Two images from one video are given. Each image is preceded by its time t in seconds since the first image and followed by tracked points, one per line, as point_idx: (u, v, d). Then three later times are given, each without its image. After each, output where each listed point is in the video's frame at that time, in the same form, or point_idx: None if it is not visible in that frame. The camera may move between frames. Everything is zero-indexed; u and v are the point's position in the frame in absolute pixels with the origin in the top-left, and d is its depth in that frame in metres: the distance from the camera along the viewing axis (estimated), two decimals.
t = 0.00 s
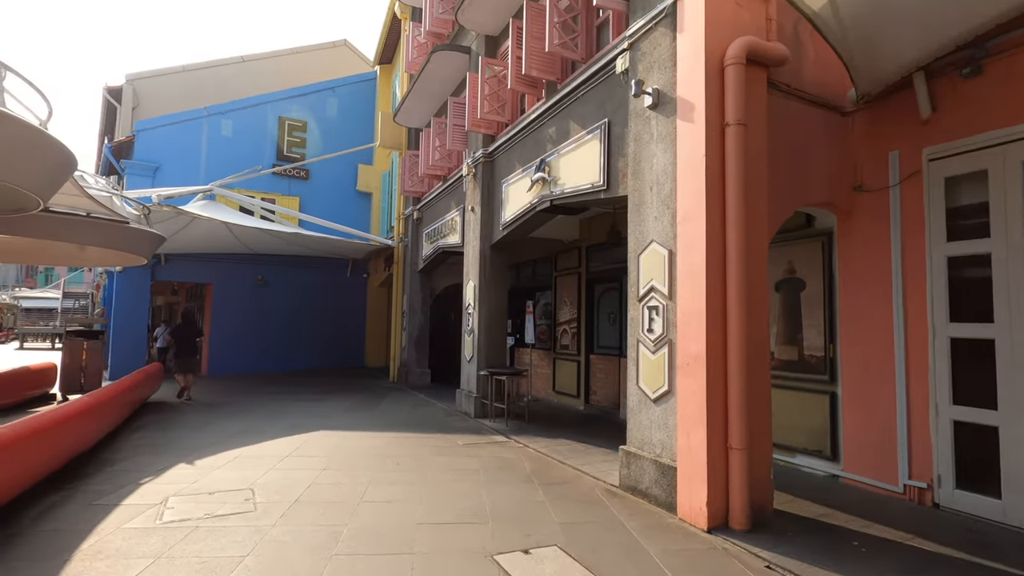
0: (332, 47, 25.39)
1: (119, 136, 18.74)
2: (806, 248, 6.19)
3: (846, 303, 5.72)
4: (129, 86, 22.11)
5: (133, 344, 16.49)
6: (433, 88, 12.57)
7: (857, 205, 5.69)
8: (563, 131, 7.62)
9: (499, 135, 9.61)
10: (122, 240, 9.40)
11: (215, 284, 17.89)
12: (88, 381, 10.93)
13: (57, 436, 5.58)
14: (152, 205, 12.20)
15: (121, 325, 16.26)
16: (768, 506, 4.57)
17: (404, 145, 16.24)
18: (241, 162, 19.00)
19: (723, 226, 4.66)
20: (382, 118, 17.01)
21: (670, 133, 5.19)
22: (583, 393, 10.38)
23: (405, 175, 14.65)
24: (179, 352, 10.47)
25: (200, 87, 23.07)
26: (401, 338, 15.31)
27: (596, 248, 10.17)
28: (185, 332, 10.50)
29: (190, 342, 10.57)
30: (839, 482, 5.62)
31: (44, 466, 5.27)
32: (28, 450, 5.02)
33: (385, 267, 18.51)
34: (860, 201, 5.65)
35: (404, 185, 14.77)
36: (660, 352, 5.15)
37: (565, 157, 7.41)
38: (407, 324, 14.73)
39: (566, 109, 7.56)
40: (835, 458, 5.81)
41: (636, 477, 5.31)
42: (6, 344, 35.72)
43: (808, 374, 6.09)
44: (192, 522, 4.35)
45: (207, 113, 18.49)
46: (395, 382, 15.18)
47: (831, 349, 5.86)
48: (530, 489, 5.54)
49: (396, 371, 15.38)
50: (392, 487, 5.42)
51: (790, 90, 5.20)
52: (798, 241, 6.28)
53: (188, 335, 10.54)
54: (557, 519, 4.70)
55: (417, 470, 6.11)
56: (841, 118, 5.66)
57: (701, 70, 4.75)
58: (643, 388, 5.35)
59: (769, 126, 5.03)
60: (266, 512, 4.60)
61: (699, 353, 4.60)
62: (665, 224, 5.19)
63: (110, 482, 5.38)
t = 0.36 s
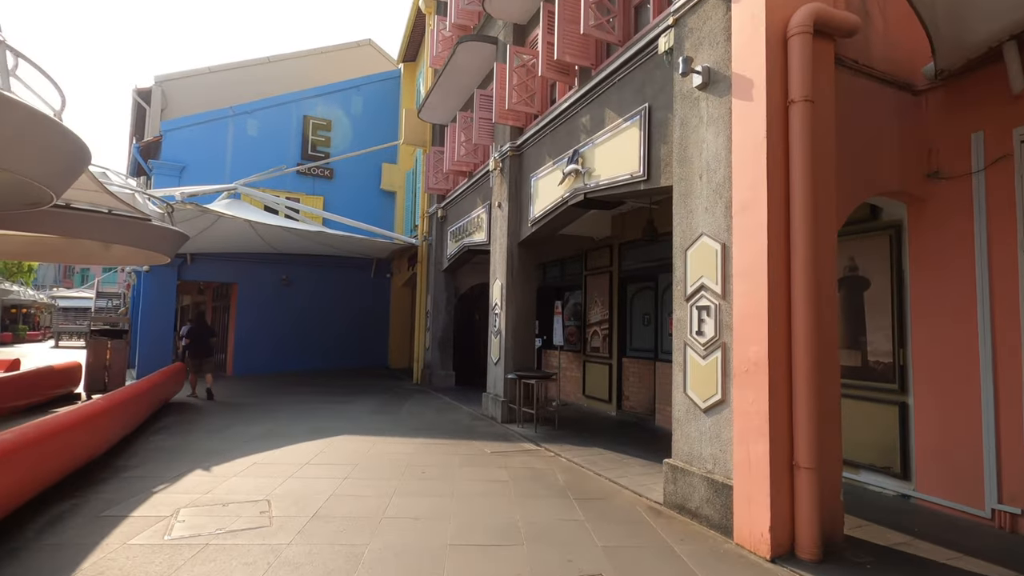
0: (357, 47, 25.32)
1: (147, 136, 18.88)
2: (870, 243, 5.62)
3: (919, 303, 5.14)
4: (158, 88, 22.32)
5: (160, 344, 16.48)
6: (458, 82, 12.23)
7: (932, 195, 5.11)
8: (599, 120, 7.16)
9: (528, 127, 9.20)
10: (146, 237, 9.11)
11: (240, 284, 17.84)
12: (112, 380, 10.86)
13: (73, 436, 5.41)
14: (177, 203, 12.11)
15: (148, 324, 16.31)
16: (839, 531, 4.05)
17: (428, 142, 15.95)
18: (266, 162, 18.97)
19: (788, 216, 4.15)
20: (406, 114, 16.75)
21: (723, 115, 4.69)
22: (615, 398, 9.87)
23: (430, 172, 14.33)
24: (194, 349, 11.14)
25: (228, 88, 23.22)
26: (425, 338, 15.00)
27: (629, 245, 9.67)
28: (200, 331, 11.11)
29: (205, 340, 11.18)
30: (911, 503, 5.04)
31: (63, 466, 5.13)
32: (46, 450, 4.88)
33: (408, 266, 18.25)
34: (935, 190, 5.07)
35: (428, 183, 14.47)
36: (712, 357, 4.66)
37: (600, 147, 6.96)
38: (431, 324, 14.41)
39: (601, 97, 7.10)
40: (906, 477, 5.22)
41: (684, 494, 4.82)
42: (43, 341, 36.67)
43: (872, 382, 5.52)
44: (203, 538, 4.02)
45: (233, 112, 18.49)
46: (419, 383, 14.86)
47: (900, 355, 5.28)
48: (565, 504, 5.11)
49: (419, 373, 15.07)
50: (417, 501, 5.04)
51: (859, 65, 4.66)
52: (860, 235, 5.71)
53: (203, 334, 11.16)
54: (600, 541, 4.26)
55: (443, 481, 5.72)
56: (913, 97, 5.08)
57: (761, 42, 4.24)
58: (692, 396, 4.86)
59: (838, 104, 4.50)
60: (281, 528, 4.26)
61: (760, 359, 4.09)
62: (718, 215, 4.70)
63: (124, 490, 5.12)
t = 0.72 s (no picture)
0: (364, 42, 24.99)
1: (153, 132, 18.64)
2: (918, 233, 5.12)
3: (978, 299, 4.64)
4: (164, 85, 22.07)
5: (164, 342, 16.32)
6: (467, 71, 11.82)
7: (992, 178, 4.61)
8: (618, 104, 6.71)
9: (540, 116, 8.76)
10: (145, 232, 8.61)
11: (246, 282, 17.50)
12: (111, 380, 10.56)
13: (65, 438, 5.20)
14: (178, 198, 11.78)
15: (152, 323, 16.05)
16: (898, 554, 3.58)
17: (436, 136, 15.55)
18: (272, 158, 18.68)
19: (840, 199, 3.69)
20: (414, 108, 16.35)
21: (762, 89, 4.23)
22: (632, 401, 9.41)
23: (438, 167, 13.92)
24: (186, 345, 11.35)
25: (235, 85, 22.98)
26: (433, 338, 14.60)
27: (647, 240, 9.21)
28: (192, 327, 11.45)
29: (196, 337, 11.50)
30: (969, 520, 4.55)
31: (62, 465, 5.07)
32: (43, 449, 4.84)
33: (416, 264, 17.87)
34: (995, 174, 4.58)
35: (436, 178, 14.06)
36: (749, 358, 4.21)
37: (620, 134, 6.51)
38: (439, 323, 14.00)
39: (620, 79, 6.65)
40: (962, 492, 4.73)
41: (718, 510, 4.36)
42: (54, 340, 36.67)
43: (922, 387, 5.03)
44: (184, 560, 3.63)
45: (239, 108, 18.20)
46: (427, 384, 14.46)
47: (955, 356, 4.79)
48: (584, 519, 4.69)
49: (427, 373, 14.67)
50: (423, 515, 4.61)
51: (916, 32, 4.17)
52: (907, 225, 5.21)
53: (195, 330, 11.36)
54: (626, 563, 3.83)
55: (450, 491, 5.29)
56: (972, 70, 4.59)
57: (810, 3, 3.78)
58: (726, 401, 4.40)
59: (892, 75, 4.02)
60: (273, 547, 3.86)
61: (809, 359, 3.62)
62: (756, 200, 4.24)
63: (109, 501, 4.74)
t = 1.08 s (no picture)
0: (378, 38, 24.71)
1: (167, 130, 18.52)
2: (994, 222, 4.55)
3: None
4: (179, 82, 21.98)
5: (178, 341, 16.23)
6: (485, 60, 11.39)
7: None
8: (647, 85, 6.22)
9: (562, 103, 8.30)
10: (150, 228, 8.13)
11: (261, 280, 17.30)
12: (120, 379, 10.36)
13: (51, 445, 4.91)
14: (189, 194, 11.52)
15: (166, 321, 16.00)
16: None
17: (452, 129, 15.15)
18: (287, 155, 18.45)
19: (922, 176, 3.17)
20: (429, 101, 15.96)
21: (823, 56, 3.72)
22: (659, 404, 8.89)
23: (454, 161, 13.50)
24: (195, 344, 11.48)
25: (250, 82, 22.84)
26: (449, 337, 14.19)
27: (675, 234, 8.69)
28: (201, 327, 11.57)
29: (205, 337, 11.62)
30: None
31: (63, 467, 5.13)
32: (46, 450, 4.90)
33: (432, 261, 17.51)
34: None
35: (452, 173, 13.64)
36: (807, 362, 3.70)
37: (650, 117, 6.01)
38: (456, 321, 13.59)
39: (650, 58, 6.16)
40: None
41: (770, 532, 3.87)
42: (75, 339, 37.12)
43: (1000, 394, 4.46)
44: None
45: (253, 104, 18.02)
46: (443, 384, 14.06)
47: None
48: (616, 540, 4.21)
49: (443, 373, 14.28)
50: (439, 535, 4.18)
51: None
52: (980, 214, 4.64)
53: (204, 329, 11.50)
54: None
55: (467, 505, 4.85)
56: None
57: None
58: (779, 410, 3.89)
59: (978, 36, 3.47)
60: (271, 572, 3.46)
61: (887, 364, 3.10)
62: (815, 182, 3.73)
63: (100, 515, 4.39)
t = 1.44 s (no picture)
0: (404, 33, 24.44)
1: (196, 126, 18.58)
2: None
3: None
4: (209, 80, 22.09)
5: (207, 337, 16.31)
6: (513, 44, 10.92)
7: None
8: (693, 57, 5.67)
9: (596, 84, 7.78)
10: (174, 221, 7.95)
11: (288, 276, 17.23)
12: (146, 375, 10.30)
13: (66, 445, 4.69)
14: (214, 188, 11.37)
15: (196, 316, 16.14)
16: None
17: (479, 120, 14.72)
18: (313, 150, 18.31)
19: None
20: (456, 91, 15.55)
21: None
22: (700, 404, 8.32)
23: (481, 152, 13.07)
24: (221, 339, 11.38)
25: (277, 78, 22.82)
26: (477, 333, 13.81)
27: (718, 223, 8.09)
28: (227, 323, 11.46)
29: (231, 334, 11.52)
30: None
31: (81, 465, 4.96)
32: (61, 447, 4.66)
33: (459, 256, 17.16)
34: None
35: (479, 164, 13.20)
36: (900, 362, 3.15)
37: (697, 91, 5.47)
38: (483, 317, 13.19)
39: (697, 27, 5.61)
40: None
41: (851, 560, 3.33)
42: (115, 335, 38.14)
43: None
44: None
45: (279, 99, 17.92)
46: (470, 382, 13.69)
47: None
48: (668, 562, 3.72)
49: (471, 370, 13.90)
50: (468, 552, 3.75)
51: None
52: None
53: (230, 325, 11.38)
54: None
55: (499, 517, 4.41)
56: None
57: None
58: (863, 418, 3.34)
59: None
60: None
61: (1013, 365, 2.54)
62: (908, 149, 3.16)
63: (107, 522, 4.10)
